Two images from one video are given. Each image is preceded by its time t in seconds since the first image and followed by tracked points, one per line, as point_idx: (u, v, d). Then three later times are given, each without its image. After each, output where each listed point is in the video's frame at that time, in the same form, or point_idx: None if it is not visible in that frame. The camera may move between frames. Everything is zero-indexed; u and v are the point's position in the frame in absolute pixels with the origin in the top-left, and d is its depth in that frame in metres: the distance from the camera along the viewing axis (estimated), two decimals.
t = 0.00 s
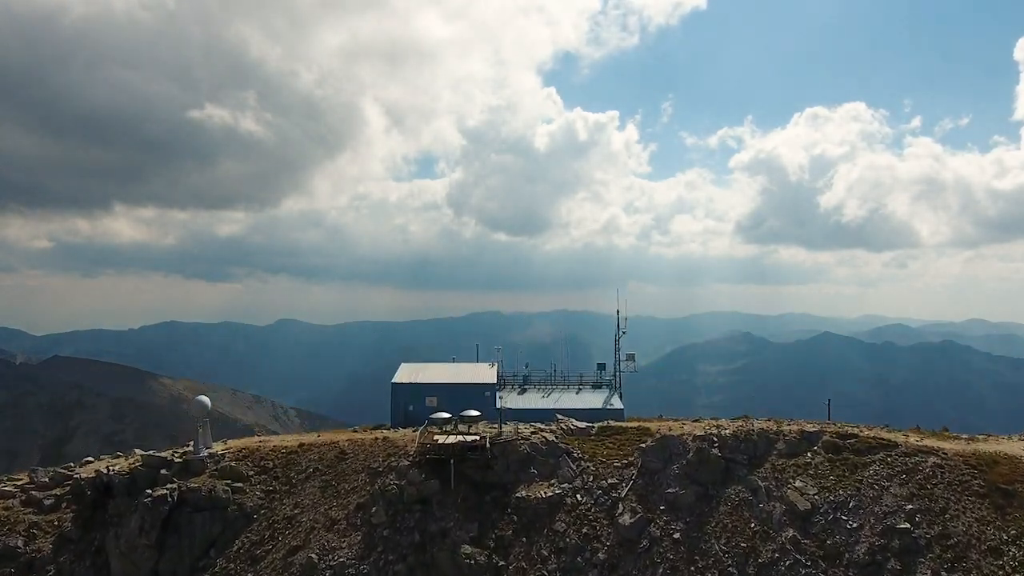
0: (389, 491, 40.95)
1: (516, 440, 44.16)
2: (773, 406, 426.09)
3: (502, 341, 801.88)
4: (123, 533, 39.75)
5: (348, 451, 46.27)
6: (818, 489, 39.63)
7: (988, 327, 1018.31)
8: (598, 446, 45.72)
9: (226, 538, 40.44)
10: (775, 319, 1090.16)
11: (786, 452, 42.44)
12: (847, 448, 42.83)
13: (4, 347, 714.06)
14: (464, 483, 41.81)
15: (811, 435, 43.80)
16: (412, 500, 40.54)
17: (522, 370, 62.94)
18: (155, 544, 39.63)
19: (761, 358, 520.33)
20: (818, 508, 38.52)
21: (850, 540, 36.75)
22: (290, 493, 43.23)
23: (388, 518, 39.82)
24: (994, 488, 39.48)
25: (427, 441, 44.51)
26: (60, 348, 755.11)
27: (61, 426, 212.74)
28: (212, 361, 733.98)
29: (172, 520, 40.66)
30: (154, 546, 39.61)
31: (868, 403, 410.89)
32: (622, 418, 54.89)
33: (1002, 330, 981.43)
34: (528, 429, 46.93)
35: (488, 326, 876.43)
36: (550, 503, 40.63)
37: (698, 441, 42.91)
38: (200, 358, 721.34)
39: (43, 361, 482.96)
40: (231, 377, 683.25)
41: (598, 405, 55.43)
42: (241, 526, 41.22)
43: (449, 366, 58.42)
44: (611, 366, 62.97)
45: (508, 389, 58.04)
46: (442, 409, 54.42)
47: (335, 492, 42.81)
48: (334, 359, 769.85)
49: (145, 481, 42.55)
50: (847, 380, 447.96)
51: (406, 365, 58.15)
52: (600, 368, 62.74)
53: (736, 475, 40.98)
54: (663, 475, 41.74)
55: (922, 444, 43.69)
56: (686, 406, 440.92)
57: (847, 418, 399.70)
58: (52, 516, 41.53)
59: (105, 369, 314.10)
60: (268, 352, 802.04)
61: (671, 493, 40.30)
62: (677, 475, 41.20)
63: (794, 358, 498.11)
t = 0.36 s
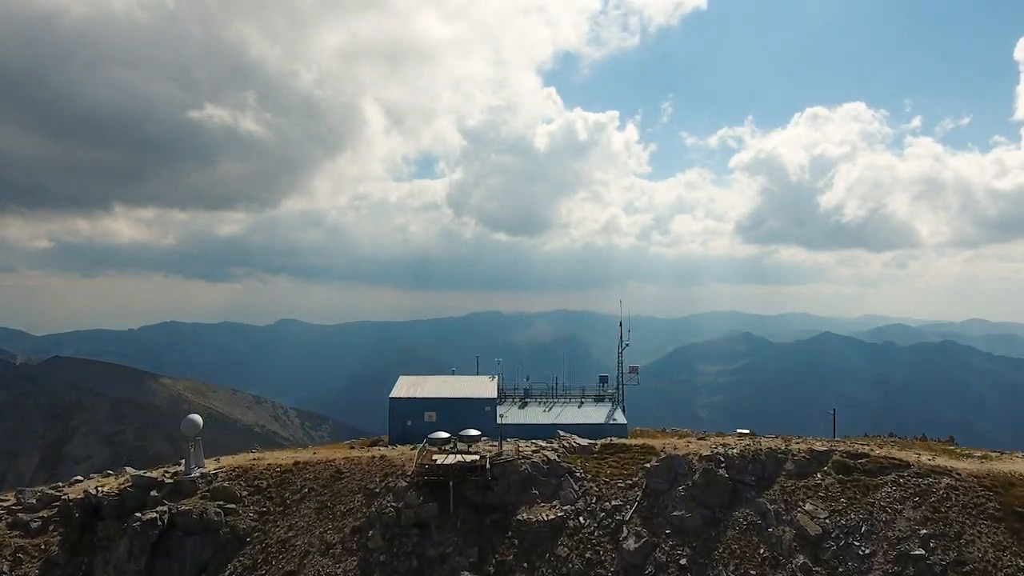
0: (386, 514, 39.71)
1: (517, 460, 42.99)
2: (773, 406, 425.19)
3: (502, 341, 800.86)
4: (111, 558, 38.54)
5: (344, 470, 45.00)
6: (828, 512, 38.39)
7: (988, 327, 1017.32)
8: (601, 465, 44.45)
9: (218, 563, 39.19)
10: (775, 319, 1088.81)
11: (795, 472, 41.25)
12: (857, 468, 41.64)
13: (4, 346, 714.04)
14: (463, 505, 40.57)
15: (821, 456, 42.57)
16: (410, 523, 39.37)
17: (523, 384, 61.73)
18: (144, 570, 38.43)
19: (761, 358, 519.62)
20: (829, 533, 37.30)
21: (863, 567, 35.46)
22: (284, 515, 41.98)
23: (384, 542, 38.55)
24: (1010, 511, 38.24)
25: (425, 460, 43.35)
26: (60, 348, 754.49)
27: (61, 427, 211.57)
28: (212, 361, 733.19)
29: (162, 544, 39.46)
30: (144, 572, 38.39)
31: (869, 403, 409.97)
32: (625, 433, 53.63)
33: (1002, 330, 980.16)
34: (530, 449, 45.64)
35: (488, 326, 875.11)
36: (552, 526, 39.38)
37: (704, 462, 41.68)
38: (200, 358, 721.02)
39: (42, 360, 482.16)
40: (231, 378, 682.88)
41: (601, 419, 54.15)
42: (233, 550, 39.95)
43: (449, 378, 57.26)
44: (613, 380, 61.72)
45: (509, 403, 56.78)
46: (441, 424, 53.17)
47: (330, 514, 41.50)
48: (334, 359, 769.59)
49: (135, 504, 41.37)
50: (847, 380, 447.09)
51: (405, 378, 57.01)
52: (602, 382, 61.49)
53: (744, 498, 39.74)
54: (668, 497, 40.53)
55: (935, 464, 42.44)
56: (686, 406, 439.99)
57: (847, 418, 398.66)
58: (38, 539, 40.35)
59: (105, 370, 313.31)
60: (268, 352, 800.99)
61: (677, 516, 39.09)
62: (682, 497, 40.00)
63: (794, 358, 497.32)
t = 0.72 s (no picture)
0: (383, 533, 38.84)
1: (517, 477, 42.10)
2: (773, 406, 424.55)
3: (502, 341, 799.95)
4: None
5: (342, 486, 44.03)
6: (838, 533, 37.44)
7: (988, 327, 1016.65)
8: (603, 482, 43.59)
9: None
10: (775, 319, 1087.82)
11: (803, 491, 40.32)
12: (864, 484, 40.94)
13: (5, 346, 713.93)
14: (462, 524, 39.71)
15: (828, 472, 41.82)
16: (407, 543, 38.51)
17: (524, 395, 60.82)
18: None
19: (762, 358, 518.98)
20: (838, 554, 36.36)
21: None
22: (280, 533, 41.04)
23: (382, 562, 37.66)
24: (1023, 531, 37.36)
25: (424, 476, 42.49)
26: (60, 348, 753.33)
27: (60, 427, 210.60)
28: (213, 361, 732.37)
29: (153, 566, 38.50)
30: None
31: (869, 403, 409.12)
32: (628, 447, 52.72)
33: (1002, 330, 979.84)
34: (531, 464, 44.81)
35: (488, 327, 873.97)
36: (553, 546, 38.44)
37: (710, 479, 40.81)
38: (200, 360, 720.50)
39: (42, 361, 481.37)
40: (231, 378, 682.37)
41: (603, 431, 53.26)
42: (225, 571, 38.94)
43: (448, 390, 56.48)
44: (616, 390, 60.91)
45: (509, 415, 55.78)
46: (440, 438, 52.22)
47: (326, 532, 40.59)
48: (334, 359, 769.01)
49: (127, 522, 40.55)
50: (848, 380, 446.16)
51: (404, 390, 56.34)
52: (605, 393, 60.62)
53: (751, 517, 38.84)
54: (673, 515, 39.60)
55: (945, 481, 41.64)
56: (687, 406, 439.33)
57: (848, 419, 398.14)
58: (28, 558, 39.42)
59: (105, 371, 312.30)
60: (268, 351, 799.96)
61: (681, 536, 38.13)
62: (687, 515, 39.07)
63: (794, 357, 496.36)
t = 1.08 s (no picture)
0: (380, 558, 37.89)
1: (518, 497, 41.13)
2: (774, 406, 423.71)
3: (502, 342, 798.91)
4: None
5: (339, 506, 43.02)
6: (848, 558, 36.39)
7: (988, 327, 1015.35)
8: (606, 502, 42.52)
9: None
10: (775, 319, 1086.50)
11: (811, 513, 39.40)
12: (874, 506, 39.95)
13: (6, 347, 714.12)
14: (462, 547, 38.73)
15: (836, 493, 40.84)
16: (406, 567, 37.53)
17: (525, 409, 59.91)
18: None
19: (762, 358, 518.52)
20: None
21: None
22: (275, 555, 40.03)
23: None
24: None
25: (422, 498, 41.50)
26: (60, 348, 752.81)
27: (59, 429, 209.62)
28: (213, 361, 732.41)
29: None
30: None
31: (869, 403, 408.11)
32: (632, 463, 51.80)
33: (1002, 330, 978.64)
34: (533, 483, 43.81)
35: (488, 327, 873.03)
36: (556, 570, 37.44)
37: (715, 500, 39.83)
38: (200, 360, 720.29)
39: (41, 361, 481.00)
40: (231, 379, 682.30)
41: (605, 446, 52.30)
42: None
43: (448, 404, 55.70)
44: (618, 404, 59.89)
45: (509, 430, 54.89)
46: (441, 454, 51.29)
47: (322, 555, 39.56)
48: (334, 359, 768.91)
49: (117, 545, 39.61)
50: (848, 381, 445.17)
51: (404, 403, 55.54)
52: (607, 406, 59.60)
53: (758, 541, 37.83)
54: (679, 538, 38.58)
55: (957, 502, 40.63)
56: (687, 407, 438.51)
57: (848, 420, 397.17)
58: None
59: (104, 371, 311.54)
60: (268, 352, 799.07)
61: (687, 559, 37.12)
62: (692, 538, 38.08)
63: (794, 357, 495.46)
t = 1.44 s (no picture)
0: None
1: (519, 515, 40.40)
2: (774, 406, 423.26)
3: (502, 342, 798.68)
4: None
5: (335, 523, 42.27)
6: None
7: (989, 327, 1014.58)
8: (609, 520, 41.74)
9: None
10: (775, 319, 1085.64)
11: (817, 531, 38.76)
12: (880, 523, 39.27)
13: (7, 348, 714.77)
14: (461, 567, 38.20)
15: (844, 511, 40.05)
16: None
17: (525, 422, 59.22)
18: None
19: (763, 358, 518.25)
20: None
21: None
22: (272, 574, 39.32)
23: None
24: None
25: (421, 514, 40.83)
26: (61, 348, 752.96)
27: (59, 430, 208.72)
28: (213, 362, 732.60)
29: None
30: None
31: (869, 404, 407.57)
32: (634, 476, 51.06)
33: (1003, 330, 977.50)
34: (534, 499, 43.08)
35: (488, 328, 872.63)
36: None
37: (719, 519, 39.16)
38: (200, 361, 720.69)
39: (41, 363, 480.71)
40: (231, 380, 682.93)
41: (607, 458, 51.47)
42: None
43: (448, 415, 55.20)
44: (621, 414, 59.11)
45: (509, 442, 54.15)
46: (439, 466, 50.61)
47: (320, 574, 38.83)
48: (334, 359, 769.68)
49: (111, 568, 38.91)
50: (848, 381, 444.53)
51: (403, 415, 54.92)
52: (609, 417, 58.86)
53: (764, 562, 37.13)
54: (683, 557, 37.86)
55: (965, 520, 39.85)
56: (687, 407, 438.08)
57: (849, 420, 396.90)
58: None
59: (105, 372, 310.91)
60: (269, 352, 799.75)
61: None
62: (697, 558, 37.37)
63: (795, 356, 494.62)
